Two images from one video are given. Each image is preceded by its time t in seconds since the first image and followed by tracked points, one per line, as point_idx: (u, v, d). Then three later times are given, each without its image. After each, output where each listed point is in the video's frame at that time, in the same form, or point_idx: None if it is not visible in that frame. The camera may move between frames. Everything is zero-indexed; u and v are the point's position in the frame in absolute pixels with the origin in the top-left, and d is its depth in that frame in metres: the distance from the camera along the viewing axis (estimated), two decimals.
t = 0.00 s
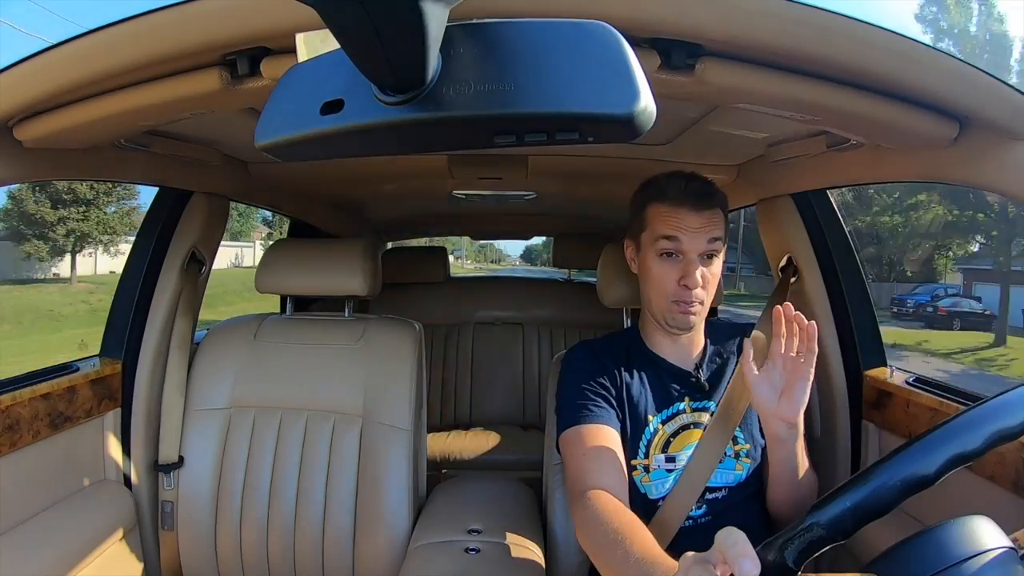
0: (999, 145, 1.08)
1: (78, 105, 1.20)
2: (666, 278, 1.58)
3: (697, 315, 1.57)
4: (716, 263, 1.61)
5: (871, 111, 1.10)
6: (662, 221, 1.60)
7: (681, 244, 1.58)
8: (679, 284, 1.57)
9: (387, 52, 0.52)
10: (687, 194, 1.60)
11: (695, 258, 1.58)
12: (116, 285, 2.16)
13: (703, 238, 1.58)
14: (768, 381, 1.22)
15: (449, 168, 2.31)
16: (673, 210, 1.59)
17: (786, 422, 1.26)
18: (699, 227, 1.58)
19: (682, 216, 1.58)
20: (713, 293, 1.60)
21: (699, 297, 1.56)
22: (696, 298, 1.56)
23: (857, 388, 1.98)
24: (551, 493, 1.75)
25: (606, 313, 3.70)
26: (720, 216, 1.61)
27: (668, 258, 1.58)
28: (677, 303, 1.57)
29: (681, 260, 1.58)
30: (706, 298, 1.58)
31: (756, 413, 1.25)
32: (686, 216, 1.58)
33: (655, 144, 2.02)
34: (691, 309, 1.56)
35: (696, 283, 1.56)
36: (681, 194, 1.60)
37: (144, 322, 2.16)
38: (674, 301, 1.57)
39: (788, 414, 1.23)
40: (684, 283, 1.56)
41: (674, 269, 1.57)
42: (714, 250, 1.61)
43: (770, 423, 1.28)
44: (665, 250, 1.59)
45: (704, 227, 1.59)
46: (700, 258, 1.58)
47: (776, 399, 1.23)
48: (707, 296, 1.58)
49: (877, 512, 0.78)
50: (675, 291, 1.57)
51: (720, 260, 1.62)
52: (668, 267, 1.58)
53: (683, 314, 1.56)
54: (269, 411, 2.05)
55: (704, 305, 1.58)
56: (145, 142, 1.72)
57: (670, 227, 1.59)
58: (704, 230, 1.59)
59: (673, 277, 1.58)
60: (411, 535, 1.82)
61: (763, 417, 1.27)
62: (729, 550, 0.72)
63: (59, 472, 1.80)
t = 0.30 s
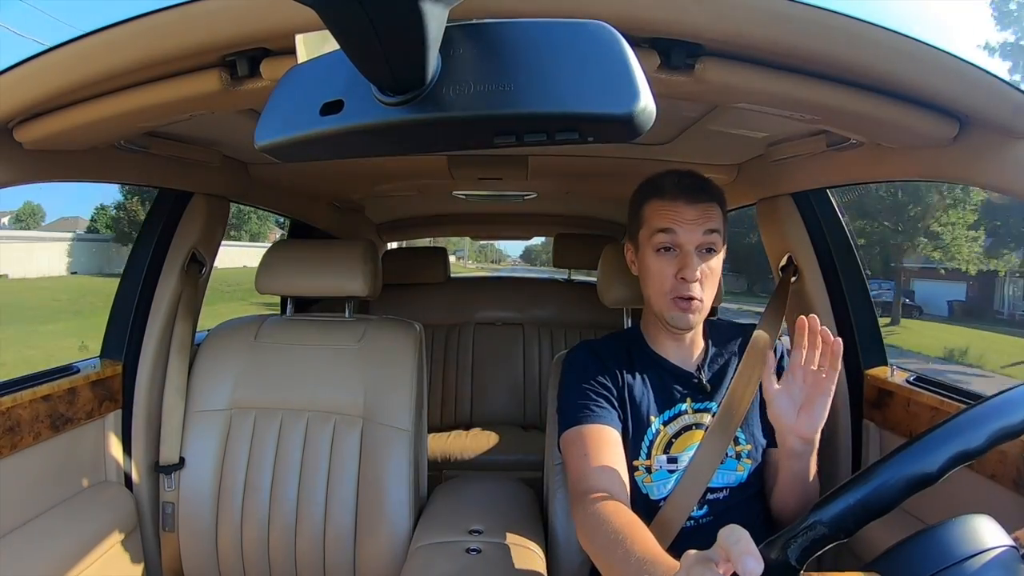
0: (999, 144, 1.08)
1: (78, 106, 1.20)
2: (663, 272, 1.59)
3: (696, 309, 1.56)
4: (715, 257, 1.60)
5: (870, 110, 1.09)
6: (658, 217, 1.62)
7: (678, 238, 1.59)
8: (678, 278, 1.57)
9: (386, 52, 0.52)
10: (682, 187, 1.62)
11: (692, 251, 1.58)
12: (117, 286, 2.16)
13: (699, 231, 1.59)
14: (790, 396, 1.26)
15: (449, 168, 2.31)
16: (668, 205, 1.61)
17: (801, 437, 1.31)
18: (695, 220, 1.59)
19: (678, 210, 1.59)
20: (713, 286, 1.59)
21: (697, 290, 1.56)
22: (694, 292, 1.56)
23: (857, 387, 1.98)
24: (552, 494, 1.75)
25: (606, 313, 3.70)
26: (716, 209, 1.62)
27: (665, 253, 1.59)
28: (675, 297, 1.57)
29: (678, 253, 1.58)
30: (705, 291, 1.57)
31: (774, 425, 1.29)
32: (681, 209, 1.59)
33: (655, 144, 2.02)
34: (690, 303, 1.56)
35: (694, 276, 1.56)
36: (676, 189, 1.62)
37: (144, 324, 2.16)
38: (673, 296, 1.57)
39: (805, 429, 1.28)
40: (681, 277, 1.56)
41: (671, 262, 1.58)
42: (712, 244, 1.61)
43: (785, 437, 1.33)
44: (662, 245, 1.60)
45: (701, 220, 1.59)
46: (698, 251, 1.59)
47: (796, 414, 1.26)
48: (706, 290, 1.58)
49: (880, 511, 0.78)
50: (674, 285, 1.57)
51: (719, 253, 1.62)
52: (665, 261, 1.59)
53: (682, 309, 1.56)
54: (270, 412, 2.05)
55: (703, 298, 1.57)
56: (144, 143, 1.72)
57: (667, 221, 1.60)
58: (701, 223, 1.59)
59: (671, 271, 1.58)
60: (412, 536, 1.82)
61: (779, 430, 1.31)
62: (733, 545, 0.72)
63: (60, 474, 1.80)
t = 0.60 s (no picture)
0: (999, 144, 1.08)
1: (78, 107, 1.20)
2: (660, 268, 1.59)
3: (694, 302, 1.57)
4: (710, 252, 1.61)
5: (871, 110, 1.09)
6: (653, 214, 1.62)
7: (673, 234, 1.60)
8: (676, 272, 1.57)
9: (387, 53, 0.52)
10: (673, 185, 1.63)
11: (688, 246, 1.59)
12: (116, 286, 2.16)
13: (694, 227, 1.60)
14: (800, 394, 1.26)
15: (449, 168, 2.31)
16: (662, 202, 1.62)
17: (811, 432, 1.32)
18: (689, 216, 1.60)
19: (672, 207, 1.60)
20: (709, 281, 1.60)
21: (695, 284, 1.57)
22: (692, 285, 1.56)
23: (857, 387, 1.98)
24: (552, 494, 1.75)
25: (606, 313, 3.70)
26: (708, 206, 1.64)
27: (661, 249, 1.60)
28: (673, 291, 1.57)
29: (674, 249, 1.59)
30: (702, 285, 1.58)
31: (785, 422, 1.30)
32: (675, 205, 1.60)
33: (655, 144, 2.02)
34: (688, 296, 1.57)
35: (691, 270, 1.57)
36: (669, 187, 1.63)
37: (144, 323, 2.16)
38: (670, 290, 1.58)
39: (814, 424, 1.29)
40: (679, 271, 1.57)
41: (668, 257, 1.58)
42: (707, 239, 1.62)
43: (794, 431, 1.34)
44: (658, 242, 1.61)
45: (694, 216, 1.60)
46: (693, 246, 1.60)
47: (804, 411, 1.28)
48: (704, 284, 1.59)
49: (886, 508, 0.78)
50: (671, 280, 1.58)
51: (714, 248, 1.63)
52: (662, 257, 1.59)
53: (681, 302, 1.56)
54: (270, 412, 2.05)
55: (701, 292, 1.58)
56: (144, 143, 1.72)
57: (662, 219, 1.61)
58: (695, 219, 1.60)
59: (669, 266, 1.58)
60: (412, 535, 1.82)
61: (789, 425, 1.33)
62: (741, 543, 0.71)
63: (60, 474, 1.80)
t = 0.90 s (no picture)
0: (999, 146, 1.08)
1: (78, 107, 1.20)
2: (663, 268, 1.59)
3: (695, 304, 1.57)
4: (713, 255, 1.61)
5: (871, 111, 1.09)
6: (657, 214, 1.62)
7: (677, 235, 1.59)
8: (678, 273, 1.57)
9: (386, 52, 0.52)
10: (679, 186, 1.62)
11: (691, 248, 1.59)
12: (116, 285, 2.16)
13: (698, 228, 1.60)
14: (806, 393, 1.25)
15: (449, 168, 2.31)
16: (667, 202, 1.61)
17: (821, 428, 1.32)
18: (693, 217, 1.60)
19: (677, 208, 1.60)
20: (710, 284, 1.60)
21: (696, 286, 1.57)
22: (693, 287, 1.57)
23: (857, 388, 1.98)
24: (552, 494, 1.75)
25: (605, 313, 3.70)
26: (712, 208, 1.63)
27: (664, 249, 1.60)
28: (675, 292, 1.57)
29: (677, 250, 1.59)
30: (704, 287, 1.58)
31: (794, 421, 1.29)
32: (680, 206, 1.60)
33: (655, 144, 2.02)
34: (690, 297, 1.57)
35: (693, 272, 1.57)
36: (674, 187, 1.63)
37: (144, 323, 2.16)
38: (672, 291, 1.58)
39: (825, 422, 1.29)
40: (681, 272, 1.57)
41: (671, 258, 1.58)
42: (710, 241, 1.62)
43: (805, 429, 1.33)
44: (662, 242, 1.60)
45: (698, 218, 1.60)
46: (696, 248, 1.59)
47: (813, 409, 1.27)
48: (705, 286, 1.59)
49: (883, 509, 0.78)
50: (673, 280, 1.58)
51: (717, 251, 1.63)
52: (664, 258, 1.59)
53: (682, 303, 1.56)
54: (269, 411, 2.05)
55: (702, 295, 1.58)
56: (144, 142, 1.72)
57: (666, 219, 1.60)
58: (698, 220, 1.60)
59: (671, 267, 1.58)
60: (411, 535, 1.82)
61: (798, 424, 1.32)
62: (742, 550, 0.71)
63: (59, 473, 1.80)
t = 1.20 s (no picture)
0: (999, 144, 1.08)
1: (78, 105, 1.20)
2: (654, 270, 1.61)
3: (688, 305, 1.59)
4: (708, 255, 1.61)
5: (871, 109, 1.09)
6: (650, 216, 1.63)
7: (669, 237, 1.60)
8: (667, 276, 1.60)
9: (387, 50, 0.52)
10: (674, 185, 1.61)
11: (683, 249, 1.60)
12: (116, 283, 2.16)
13: (691, 230, 1.60)
14: (800, 396, 1.26)
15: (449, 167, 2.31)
16: (660, 204, 1.61)
17: (810, 431, 1.33)
18: (685, 219, 1.59)
19: (669, 209, 1.60)
20: (703, 285, 1.61)
21: (688, 287, 1.59)
22: (683, 289, 1.59)
23: (857, 386, 1.98)
24: (552, 492, 1.75)
25: (605, 312, 3.70)
26: (708, 207, 1.61)
27: (657, 252, 1.61)
28: (664, 294, 1.60)
29: (668, 252, 1.60)
30: (697, 287, 1.60)
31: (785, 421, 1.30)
32: (673, 208, 1.60)
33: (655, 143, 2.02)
34: (679, 300, 1.59)
35: (685, 274, 1.59)
36: (668, 187, 1.62)
37: (144, 321, 2.16)
38: (664, 293, 1.60)
39: (815, 425, 1.30)
40: (670, 274, 1.59)
41: (661, 260, 1.60)
42: (704, 241, 1.62)
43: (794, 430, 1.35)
44: (654, 244, 1.62)
45: (691, 219, 1.59)
46: (689, 249, 1.60)
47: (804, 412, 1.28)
48: (697, 288, 1.60)
49: (881, 509, 0.77)
50: (665, 283, 1.60)
51: (712, 251, 1.62)
52: (656, 260, 1.61)
53: (674, 305, 1.59)
54: (270, 410, 2.05)
55: (693, 296, 1.60)
56: (143, 141, 1.72)
57: (658, 220, 1.61)
58: (692, 222, 1.59)
59: (661, 269, 1.61)
60: (411, 534, 1.82)
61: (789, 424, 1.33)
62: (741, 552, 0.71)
63: (59, 472, 1.80)
